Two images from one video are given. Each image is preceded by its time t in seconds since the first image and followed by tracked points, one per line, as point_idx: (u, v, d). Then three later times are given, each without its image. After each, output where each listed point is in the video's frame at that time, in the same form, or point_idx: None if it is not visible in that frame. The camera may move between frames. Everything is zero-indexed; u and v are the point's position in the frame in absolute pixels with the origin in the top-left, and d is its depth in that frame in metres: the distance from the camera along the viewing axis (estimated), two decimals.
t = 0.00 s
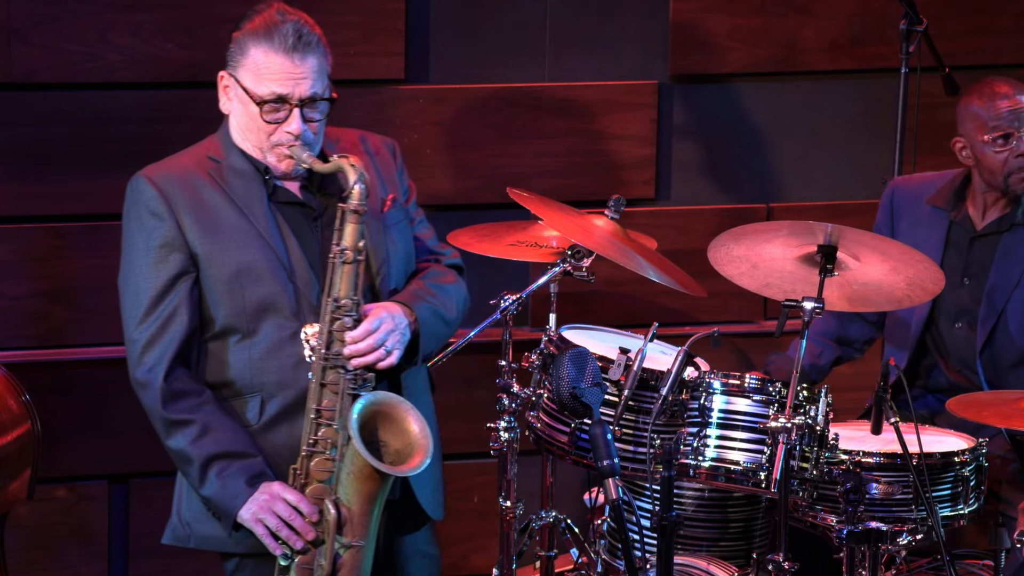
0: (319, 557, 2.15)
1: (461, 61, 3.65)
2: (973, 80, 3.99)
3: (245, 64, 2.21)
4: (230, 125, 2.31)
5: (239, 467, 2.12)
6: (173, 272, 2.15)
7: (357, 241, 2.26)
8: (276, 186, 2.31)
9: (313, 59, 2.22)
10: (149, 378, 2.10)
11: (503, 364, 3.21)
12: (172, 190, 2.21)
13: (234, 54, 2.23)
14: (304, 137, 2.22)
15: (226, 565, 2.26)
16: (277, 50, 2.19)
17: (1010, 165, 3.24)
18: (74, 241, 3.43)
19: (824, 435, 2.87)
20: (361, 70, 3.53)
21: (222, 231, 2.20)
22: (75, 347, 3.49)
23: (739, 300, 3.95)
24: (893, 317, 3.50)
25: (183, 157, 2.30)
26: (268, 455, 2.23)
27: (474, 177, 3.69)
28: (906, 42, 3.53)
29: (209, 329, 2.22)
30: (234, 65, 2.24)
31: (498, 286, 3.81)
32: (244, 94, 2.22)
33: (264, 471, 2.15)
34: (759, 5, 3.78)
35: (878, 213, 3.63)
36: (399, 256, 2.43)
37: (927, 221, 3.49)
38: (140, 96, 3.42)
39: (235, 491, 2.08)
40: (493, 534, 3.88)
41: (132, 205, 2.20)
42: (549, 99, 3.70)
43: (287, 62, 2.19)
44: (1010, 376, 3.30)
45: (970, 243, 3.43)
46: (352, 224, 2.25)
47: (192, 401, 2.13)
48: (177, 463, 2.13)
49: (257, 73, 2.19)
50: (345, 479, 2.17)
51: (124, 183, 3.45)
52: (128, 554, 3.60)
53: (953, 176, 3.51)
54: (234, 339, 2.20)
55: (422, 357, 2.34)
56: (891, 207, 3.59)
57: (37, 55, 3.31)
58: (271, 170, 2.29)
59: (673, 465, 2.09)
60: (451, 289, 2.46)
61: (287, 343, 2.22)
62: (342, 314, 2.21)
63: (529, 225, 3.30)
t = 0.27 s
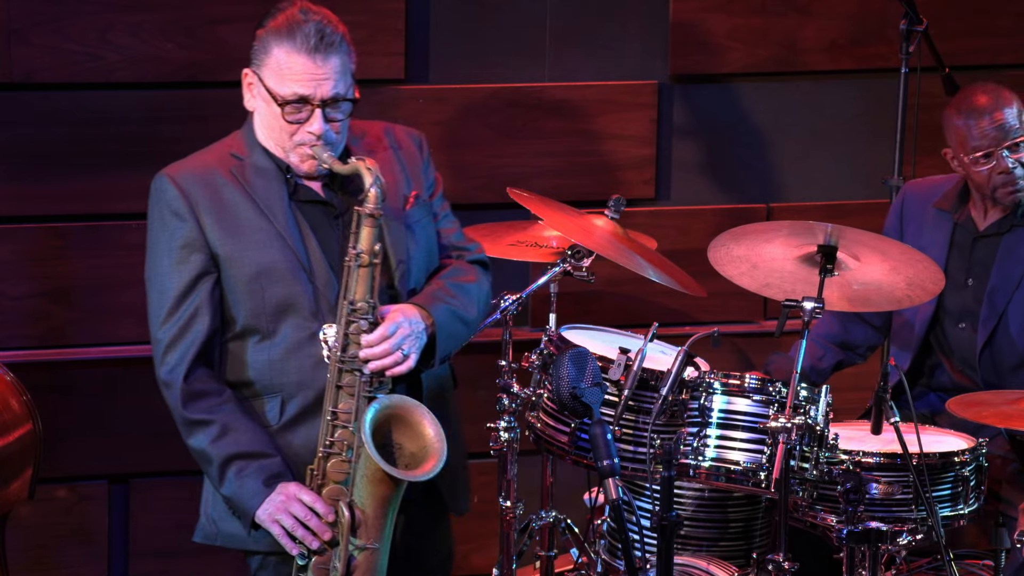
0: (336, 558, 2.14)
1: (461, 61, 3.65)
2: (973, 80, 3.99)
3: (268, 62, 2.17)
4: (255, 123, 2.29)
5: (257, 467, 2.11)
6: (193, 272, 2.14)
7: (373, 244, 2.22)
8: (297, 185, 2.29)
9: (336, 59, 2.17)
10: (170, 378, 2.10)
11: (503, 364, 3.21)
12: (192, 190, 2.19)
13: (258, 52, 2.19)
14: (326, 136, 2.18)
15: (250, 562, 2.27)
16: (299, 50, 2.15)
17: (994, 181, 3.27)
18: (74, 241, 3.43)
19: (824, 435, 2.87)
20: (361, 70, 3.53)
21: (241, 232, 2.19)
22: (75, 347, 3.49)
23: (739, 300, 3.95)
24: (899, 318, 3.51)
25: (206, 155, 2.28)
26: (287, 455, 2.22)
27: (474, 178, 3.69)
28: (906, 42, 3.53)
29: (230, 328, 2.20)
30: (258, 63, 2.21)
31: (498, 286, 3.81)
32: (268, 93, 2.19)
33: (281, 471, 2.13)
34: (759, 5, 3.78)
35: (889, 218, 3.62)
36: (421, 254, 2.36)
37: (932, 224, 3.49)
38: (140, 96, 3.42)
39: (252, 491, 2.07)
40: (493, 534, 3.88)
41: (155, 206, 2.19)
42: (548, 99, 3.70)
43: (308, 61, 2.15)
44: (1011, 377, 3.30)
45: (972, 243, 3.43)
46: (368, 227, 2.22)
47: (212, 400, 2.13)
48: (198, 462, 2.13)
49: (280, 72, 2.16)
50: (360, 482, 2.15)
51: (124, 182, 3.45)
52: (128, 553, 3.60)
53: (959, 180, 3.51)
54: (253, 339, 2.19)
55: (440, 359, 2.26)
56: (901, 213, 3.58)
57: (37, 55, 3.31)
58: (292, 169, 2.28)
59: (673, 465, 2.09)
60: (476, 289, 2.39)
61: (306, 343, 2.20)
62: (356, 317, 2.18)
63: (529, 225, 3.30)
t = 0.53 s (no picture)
0: None
1: (461, 61, 3.65)
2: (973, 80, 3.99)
3: (305, 74, 2.12)
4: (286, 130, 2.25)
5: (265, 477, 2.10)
6: (210, 277, 2.13)
7: (403, 270, 2.18)
8: (321, 197, 2.27)
9: (374, 76, 2.12)
10: (184, 379, 2.09)
11: (503, 364, 3.22)
12: (215, 191, 2.18)
13: (293, 62, 2.14)
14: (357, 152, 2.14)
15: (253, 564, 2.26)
16: (339, 63, 2.10)
17: (980, 164, 3.28)
18: (74, 241, 3.43)
19: (824, 435, 2.87)
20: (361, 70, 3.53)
21: (260, 239, 2.18)
22: (75, 347, 3.49)
23: (739, 300, 3.95)
24: (899, 318, 3.51)
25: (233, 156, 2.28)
26: (295, 468, 2.20)
27: (474, 178, 3.69)
28: (906, 42, 3.53)
29: (248, 334, 2.19)
30: (293, 72, 2.15)
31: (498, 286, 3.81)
32: (303, 104, 2.14)
33: (287, 482, 2.12)
34: (759, 5, 3.78)
35: (889, 219, 3.62)
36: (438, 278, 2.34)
37: (933, 224, 3.50)
38: (140, 96, 3.42)
39: (258, 499, 2.06)
40: (493, 534, 3.88)
41: (177, 206, 2.18)
42: (548, 99, 3.70)
43: (346, 77, 2.10)
44: (1011, 378, 3.30)
45: (974, 244, 3.43)
46: (398, 253, 2.17)
47: (225, 405, 2.12)
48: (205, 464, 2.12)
49: (316, 86, 2.11)
50: (369, 501, 2.14)
51: (124, 183, 3.45)
52: (128, 553, 3.60)
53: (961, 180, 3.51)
54: (270, 348, 2.18)
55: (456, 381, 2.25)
56: (902, 214, 3.59)
57: (37, 55, 3.31)
58: (319, 181, 2.26)
59: (673, 466, 2.09)
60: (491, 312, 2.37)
61: (324, 359, 2.18)
62: (382, 340, 2.15)
63: (529, 225, 3.31)
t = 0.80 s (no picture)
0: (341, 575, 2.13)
1: (461, 61, 3.65)
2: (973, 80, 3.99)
3: (331, 69, 2.12)
4: (306, 125, 2.25)
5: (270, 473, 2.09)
6: (222, 268, 2.11)
7: (429, 276, 2.21)
8: (338, 193, 2.27)
9: (401, 77, 2.13)
10: (193, 370, 2.08)
11: (503, 364, 3.22)
12: (230, 181, 2.17)
13: (320, 57, 2.14)
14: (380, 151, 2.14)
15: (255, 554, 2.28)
16: (368, 62, 2.10)
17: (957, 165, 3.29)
18: (73, 241, 3.43)
19: (824, 435, 2.87)
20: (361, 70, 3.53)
21: (274, 232, 2.17)
22: (75, 347, 3.49)
23: (739, 300, 3.95)
24: (899, 318, 3.51)
25: (248, 145, 2.26)
26: (301, 463, 2.20)
27: (474, 178, 3.69)
28: (906, 42, 3.53)
29: (258, 328, 2.18)
30: (319, 67, 2.14)
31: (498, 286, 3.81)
32: (328, 100, 2.13)
33: (291, 479, 2.12)
34: (759, 5, 3.78)
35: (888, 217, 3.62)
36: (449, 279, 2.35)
37: (932, 223, 3.49)
38: (141, 96, 3.42)
39: (262, 494, 2.06)
40: (493, 534, 3.88)
41: (192, 195, 2.16)
42: (548, 99, 3.70)
43: (373, 74, 2.10)
44: (1011, 377, 3.30)
45: (972, 242, 3.43)
46: (426, 260, 2.20)
47: (231, 398, 2.11)
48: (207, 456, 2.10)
49: (343, 82, 2.11)
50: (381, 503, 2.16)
51: (124, 182, 3.45)
52: (128, 553, 3.60)
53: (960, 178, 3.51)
54: (282, 344, 2.17)
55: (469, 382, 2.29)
56: (902, 213, 3.58)
57: (37, 55, 3.31)
58: (337, 177, 2.26)
59: (673, 465, 2.09)
60: (501, 312, 2.40)
61: (336, 356, 2.18)
62: (404, 344, 2.18)
63: (529, 225, 3.30)
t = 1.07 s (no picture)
0: None
1: (461, 61, 3.65)
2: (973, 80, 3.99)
3: (352, 76, 2.17)
4: (318, 130, 2.27)
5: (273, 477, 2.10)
6: (231, 270, 2.11)
7: (450, 287, 2.29)
8: (348, 199, 2.30)
9: (419, 88, 2.21)
10: (199, 371, 2.07)
11: (503, 364, 3.21)
12: (240, 183, 2.17)
13: (340, 62, 2.18)
14: (394, 160, 2.21)
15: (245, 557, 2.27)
16: (390, 71, 2.16)
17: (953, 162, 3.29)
18: (74, 241, 3.43)
19: (824, 435, 2.87)
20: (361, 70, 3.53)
21: (282, 237, 2.17)
22: (75, 347, 3.49)
23: (739, 300, 3.95)
24: (899, 318, 3.51)
25: (257, 148, 2.27)
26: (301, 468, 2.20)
27: (474, 178, 3.69)
28: (906, 42, 3.53)
29: (264, 332, 2.18)
30: (339, 73, 2.18)
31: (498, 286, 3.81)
32: (347, 107, 2.17)
33: (293, 483, 2.12)
34: (759, 5, 3.78)
35: (888, 217, 3.63)
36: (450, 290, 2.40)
37: (931, 223, 3.49)
38: (141, 96, 3.42)
39: (265, 498, 2.06)
40: (493, 534, 3.88)
41: (200, 194, 2.16)
42: (548, 99, 3.70)
43: (394, 83, 2.16)
44: (1010, 377, 3.29)
45: (971, 241, 3.43)
46: (448, 270, 2.29)
47: (236, 401, 2.11)
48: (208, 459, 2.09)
49: (363, 90, 2.16)
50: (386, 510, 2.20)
51: (124, 182, 3.45)
52: (129, 553, 3.60)
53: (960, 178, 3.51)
54: (288, 348, 2.17)
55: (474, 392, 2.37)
56: (902, 213, 3.59)
57: (37, 55, 3.31)
58: (347, 183, 2.29)
59: (673, 465, 2.09)
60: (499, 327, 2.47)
61: (343, 362, 2.19)
62: (420, 354, 2.24)
63: (529, 225, 3.30)
